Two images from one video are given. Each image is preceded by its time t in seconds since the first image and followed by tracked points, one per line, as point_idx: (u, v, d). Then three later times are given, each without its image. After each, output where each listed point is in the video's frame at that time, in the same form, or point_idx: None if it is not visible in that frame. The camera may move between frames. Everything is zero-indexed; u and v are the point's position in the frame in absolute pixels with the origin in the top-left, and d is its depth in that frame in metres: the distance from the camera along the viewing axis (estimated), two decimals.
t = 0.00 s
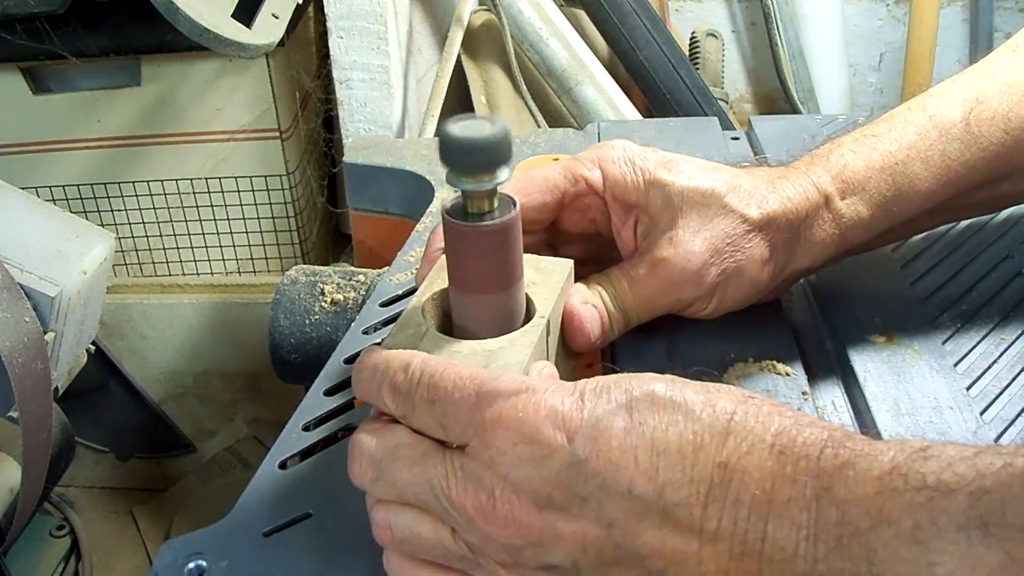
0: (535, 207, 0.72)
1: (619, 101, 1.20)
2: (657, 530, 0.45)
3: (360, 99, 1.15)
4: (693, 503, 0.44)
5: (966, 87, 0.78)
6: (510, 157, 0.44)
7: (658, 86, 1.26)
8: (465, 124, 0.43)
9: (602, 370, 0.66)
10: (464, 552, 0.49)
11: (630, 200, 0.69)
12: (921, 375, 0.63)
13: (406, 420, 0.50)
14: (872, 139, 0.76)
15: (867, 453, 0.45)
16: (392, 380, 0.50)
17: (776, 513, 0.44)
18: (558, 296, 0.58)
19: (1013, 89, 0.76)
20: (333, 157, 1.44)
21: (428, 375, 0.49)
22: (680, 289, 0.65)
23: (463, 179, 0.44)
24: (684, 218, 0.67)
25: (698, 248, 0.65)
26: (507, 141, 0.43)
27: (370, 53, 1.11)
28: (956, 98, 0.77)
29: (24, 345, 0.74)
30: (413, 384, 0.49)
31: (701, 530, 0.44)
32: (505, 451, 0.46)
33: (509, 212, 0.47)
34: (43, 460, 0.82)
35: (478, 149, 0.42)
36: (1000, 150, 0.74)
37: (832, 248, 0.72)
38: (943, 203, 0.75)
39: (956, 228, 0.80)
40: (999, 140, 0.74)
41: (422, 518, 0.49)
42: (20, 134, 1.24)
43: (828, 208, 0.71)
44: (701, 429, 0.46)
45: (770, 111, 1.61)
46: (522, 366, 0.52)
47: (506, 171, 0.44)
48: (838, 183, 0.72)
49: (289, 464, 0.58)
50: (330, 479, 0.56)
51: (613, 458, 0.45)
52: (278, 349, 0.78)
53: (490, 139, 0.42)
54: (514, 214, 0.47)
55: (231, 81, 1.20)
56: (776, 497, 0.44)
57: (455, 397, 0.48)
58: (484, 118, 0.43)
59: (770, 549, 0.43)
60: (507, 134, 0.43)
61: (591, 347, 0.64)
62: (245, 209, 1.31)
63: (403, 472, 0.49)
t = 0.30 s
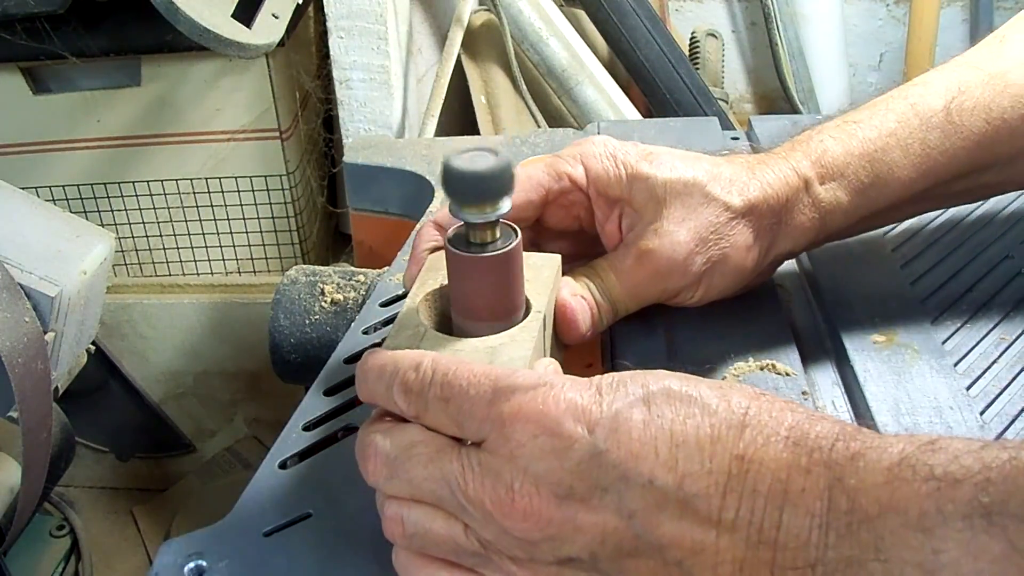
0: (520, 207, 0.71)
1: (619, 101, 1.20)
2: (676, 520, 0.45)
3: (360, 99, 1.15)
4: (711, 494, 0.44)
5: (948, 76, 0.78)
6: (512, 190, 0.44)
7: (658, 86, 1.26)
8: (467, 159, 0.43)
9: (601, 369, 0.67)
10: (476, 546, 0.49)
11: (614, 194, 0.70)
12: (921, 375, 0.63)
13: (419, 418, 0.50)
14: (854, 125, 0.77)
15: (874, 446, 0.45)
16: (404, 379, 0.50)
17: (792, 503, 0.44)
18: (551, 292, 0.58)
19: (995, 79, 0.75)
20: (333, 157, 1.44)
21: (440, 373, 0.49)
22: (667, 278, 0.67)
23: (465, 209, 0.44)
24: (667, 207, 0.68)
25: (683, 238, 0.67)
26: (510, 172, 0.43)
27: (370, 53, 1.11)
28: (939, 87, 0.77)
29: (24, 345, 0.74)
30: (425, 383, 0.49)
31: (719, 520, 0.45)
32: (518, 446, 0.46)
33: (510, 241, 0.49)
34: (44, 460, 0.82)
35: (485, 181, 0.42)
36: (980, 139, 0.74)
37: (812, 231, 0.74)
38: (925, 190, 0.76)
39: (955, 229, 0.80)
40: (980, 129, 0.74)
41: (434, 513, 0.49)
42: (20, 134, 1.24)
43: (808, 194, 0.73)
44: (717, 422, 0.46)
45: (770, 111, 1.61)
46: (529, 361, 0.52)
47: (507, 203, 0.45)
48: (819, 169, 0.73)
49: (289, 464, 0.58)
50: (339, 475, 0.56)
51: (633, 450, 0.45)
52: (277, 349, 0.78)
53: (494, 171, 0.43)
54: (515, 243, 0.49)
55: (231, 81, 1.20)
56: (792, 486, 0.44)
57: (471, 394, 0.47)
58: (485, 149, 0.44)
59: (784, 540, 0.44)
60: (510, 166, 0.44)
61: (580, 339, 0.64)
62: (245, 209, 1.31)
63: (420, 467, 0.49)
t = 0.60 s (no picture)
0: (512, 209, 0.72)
1: (619, 102, 1.21)
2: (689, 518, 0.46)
3: (360, 99, 1.15)
4: (727, 492, 0.46)
5: (942, 72, 0.78)
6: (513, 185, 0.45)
7: (658, 86, 1.26)
8: (466, 151, 0.44)
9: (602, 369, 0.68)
10: (487, 542, 0.49)
11: (607, 197, 0.71)
12: (921, 375, 0.63)
13: (434, 418, 0.50)
14: (844, 120, 0.78)
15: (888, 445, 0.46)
16: (416, 380, 0.50)
17: (805, 503, 0.45)
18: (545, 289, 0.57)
19: (988, 75, 0.75)
20: (333, 157, 1.44)
21: (452, 373, 0.49)
22: (657, 278, 0.68)
23: (466, 204, 0.45)
24: (660, 205, 0.69)
25: (673, 240, 0.68)
26: (509, 164, 0.44)
27: (370, 53, 1.11)
28: (932, 82, 0.77)
29: (24, 345, 0.74)
30: (438, 384, 0.49)
31: (734, 517, 0.46)
32: (535, 441, 0.46)
33: (512, 236, 0.49)
34: (43, 460, 0.82)
35: (480, 172, 0.43)
36: (972, 135, 0.74)
37: (803, 225, 0.75)
38: (917, 185, 0.76)
39: (956, 228, 0.80)
40: (971, 125, 0.74)
41: (445, 509, 0.49)
42: (20, 134, 1.24)
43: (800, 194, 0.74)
44: (732, 422, 0.47)
45: (770, 111, 1.60)
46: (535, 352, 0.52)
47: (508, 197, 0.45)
48: (810, 163, 0.75)
49: (289, 464, 0.58)
50: (346, 473, 0.56)
51: (652, 446, 0.46)
52: (277, 349, 0.78)
53: (491, 163, 0.43)
54: (516, 238, 0.49)
55: (230, 80, 1.20)
56: (803, 485, 0.45)
57: (485, 394, 0.48)
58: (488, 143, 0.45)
59: (797, 539, 0.45)
60: (511, 159, 0.44)
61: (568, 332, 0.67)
62: (245, 209, 1.31)
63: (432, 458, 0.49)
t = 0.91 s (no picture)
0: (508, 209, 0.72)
1: (619, 101, 1.20)
2: (695, 499, 0.46)
3: (360, 99, 1.15)
4: (740, 474, 0.46)
5: (939, 70, 0.78)
6: (511, 145, 0.44)
7: (659, 86, 1.26)
8: (464, 113, 0.44)
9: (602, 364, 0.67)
10: (495, 523, 0.49)
11: (602, 195, 0.71)
12: (921, 375, 0.63)
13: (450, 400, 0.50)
14: (841, 115, 0.78)
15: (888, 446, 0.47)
16: (433, 368, 0.50)
17: (813, 486, 0.45)
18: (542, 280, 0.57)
19: (986, 72, 0.75)
20: (333, 157, 1.44)
21: (470, 362, 0.49)
22: (649, 272, 0.69)
23: (462, 169, 0.44)
24: (657, 202, 0.69)
25: (666, 234, 0.69)
26: (508, 124, 0.43)
27: (369, 53, 1.11)
28: (928, 79, 0.77)
29: (24, 345, 0.74)
30: (456, 372, 0.49)
31: (745, 500, 0.45)
32: (555, 421, 0.46)
33: (509, 202, 0.48)
34: (43, 460, 0.82)
35: (479, 133, 0.42)
36: (969, 131, 0.74)
37: (799, 221, 0.75)
38: (914, 182, 0.76)
39: (956, 228, 0.80)
40: (969, 122, 0.74)
41: (449, 504, 0.49)
42: (20, 134, 1.24)
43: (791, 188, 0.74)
44: (735, 421, 0.47)
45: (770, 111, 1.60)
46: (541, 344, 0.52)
47: (506, 160, 0.44)
48: (805, 158, 0.75)
49: (289, 464, 0.58)
50: (349, 471, 0.56)
51: (652, 446, 0.46)
52: (277, 349, 0.78)
53: (490, 125, 0.43)
54: (514, 204, 0.48)
55: (230, 81, 1.20)
56: (813, 466, 0.45)
57: (504, 377, 0.48)
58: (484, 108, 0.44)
59: (802, 519, 0.45)
60: (508, 119, 0.44)
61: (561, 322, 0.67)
62: (245, 209, 1.31)
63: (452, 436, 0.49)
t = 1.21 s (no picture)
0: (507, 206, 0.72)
1: (619, 102, 1.20)
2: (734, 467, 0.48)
3: (360, 99, 1.15)
4: (782, 436, 0.48)
5: (934, 64, 0.78)
6: (511, 147, 0.44)
7: (658, 86, 1.26)
8: (464, 112, 0.44)
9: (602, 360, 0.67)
10: (540, 498, 0.50)
11: (601, 194, 0.71)
12: (921, 375, 0.63)
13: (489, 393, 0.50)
14: (839, 109, 0.78)
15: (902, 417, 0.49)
16: (469, 362, 0.50)
17: (849, 443, 0.48)
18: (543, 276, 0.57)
19: (981, 66, 0.76)
20: (333, 157, 1.44)
21: (508, 350, 0.49)
22: (647, 267, 0.69)
23: (464, 167, 0.45)
24: (655, 202, 0.70)
25: (663, 229, 0.69)
26: (508, 122, 0.43)
27: (369, 53, 1.11)
28: (925, 73, 0.78)
29: (24, 345, 0.74)
30: (494, 362, 0.49)
31: (790, 462, 0.48)
32: (603, 395, 0.48)
33: (509, 201, 0.48)
34: (43, 460, 0.82)
35: (483, 132, 0.43)
36: (970, 125, 0.74)
37: (798, 214, 0.74)
38: (912, 175, 0.76)
39: (956, 228, 0.80)
40: (968, 115, 0.74)
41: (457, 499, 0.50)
42: (19, 134, 1.24)
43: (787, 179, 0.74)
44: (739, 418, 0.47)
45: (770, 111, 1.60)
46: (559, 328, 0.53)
47: (505, 160, 0.45)
48: (803, 151, 0.75)
49: (289, 464, 0.58)
50: (355, 467, 0.57)
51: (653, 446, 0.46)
52: (277, 350, 0.78)
53: (491, 124, 0.43)
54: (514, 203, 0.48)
55: (230, 81, 1.20)
56: (847, 427, 0.49)
57: (544, 360, 0.49)
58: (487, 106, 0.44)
59: (840, 475, 0.48)
60: (508, 116, 0.44)
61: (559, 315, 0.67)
62: (245, 208, 1.31)
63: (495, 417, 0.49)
